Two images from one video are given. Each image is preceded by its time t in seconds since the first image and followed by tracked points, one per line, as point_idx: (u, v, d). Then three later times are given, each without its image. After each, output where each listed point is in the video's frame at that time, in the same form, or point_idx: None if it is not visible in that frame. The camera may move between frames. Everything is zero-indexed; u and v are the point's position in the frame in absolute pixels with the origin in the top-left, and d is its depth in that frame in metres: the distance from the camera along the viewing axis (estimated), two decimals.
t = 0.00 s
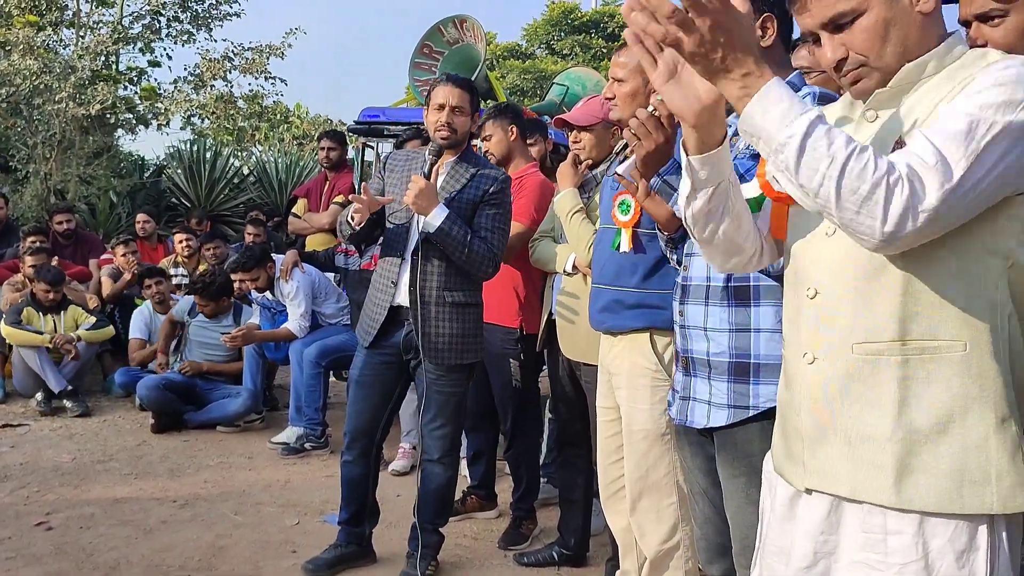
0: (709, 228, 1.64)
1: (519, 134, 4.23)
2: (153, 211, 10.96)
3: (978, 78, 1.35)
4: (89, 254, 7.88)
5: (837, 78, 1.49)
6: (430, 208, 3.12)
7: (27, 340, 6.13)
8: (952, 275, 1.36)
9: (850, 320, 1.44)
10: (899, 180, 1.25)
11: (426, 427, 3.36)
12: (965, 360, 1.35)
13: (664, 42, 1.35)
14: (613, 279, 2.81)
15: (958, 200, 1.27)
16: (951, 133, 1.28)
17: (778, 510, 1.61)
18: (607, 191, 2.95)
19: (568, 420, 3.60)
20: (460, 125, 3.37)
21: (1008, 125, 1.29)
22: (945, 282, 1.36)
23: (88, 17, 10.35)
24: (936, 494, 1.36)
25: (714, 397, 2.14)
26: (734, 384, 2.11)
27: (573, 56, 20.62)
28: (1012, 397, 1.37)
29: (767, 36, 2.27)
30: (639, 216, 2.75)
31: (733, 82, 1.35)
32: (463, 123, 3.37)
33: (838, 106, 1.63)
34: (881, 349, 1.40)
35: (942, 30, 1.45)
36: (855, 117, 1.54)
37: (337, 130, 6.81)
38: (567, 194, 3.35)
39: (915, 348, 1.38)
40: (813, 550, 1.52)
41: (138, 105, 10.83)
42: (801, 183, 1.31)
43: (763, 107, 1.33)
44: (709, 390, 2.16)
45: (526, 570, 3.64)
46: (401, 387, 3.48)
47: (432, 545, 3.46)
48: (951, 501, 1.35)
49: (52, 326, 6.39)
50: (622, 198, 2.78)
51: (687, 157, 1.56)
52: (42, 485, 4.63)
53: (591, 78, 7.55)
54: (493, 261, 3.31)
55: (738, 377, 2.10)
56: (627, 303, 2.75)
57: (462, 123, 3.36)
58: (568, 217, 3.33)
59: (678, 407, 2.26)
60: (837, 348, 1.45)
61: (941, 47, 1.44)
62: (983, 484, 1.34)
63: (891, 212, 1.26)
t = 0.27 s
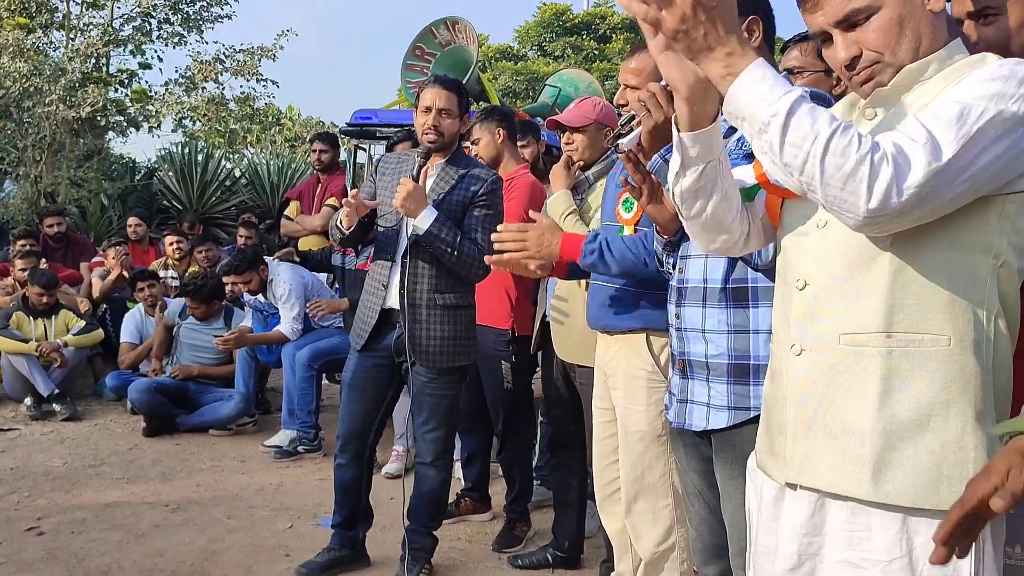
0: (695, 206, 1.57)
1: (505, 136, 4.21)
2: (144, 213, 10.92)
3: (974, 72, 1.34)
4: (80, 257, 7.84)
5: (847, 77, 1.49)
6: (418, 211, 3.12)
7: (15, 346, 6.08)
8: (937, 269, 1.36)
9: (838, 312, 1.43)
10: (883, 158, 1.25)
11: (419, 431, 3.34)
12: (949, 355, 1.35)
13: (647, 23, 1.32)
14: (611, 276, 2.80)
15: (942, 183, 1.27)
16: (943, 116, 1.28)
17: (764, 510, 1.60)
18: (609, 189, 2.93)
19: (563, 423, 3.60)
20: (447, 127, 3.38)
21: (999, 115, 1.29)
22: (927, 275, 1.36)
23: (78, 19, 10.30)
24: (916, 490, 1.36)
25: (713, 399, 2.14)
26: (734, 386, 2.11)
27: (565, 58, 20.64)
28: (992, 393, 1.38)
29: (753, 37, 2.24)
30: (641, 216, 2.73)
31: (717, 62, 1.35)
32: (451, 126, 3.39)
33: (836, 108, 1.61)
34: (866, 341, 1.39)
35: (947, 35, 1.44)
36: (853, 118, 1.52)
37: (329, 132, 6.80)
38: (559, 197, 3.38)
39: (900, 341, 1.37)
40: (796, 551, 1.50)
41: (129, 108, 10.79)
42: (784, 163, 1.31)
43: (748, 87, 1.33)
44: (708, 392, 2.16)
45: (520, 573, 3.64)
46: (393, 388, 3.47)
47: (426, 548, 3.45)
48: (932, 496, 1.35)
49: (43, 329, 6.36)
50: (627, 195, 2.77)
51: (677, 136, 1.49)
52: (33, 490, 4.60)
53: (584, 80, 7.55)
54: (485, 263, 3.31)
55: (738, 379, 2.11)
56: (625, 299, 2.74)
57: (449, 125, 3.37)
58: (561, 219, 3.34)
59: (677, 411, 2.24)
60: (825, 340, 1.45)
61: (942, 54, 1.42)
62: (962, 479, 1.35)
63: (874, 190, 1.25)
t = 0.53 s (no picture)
0: (700, 218, 1.57)
1: (500, 138, 4.20)
2: (139, 215, 10.89)
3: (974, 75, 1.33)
4: (74, 259, 7.81)
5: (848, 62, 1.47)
6: (409, 212, 3.12)
7: (9, 348, 6.06)
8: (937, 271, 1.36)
9: (837, 314, 1.43)
10: (882, 165, 1.25)
11: (414, 432, 3.34)
12: (949, 357, 1.35)
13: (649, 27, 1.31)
14: (608, 270, 2.77)
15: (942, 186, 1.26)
16: (942, 122, 1.28)
17: (761, 512, 1.59)
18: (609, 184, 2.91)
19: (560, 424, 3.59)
20: (437, 128, 3.38)
21: (998, 120, 1.28)
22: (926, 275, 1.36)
23: (73, 20, 10.26)
24: (915, 489, 1.35)
25: (714, 400, 2.13)
26: (735, 386, 2.10)
27: (560, 59, 20.65)
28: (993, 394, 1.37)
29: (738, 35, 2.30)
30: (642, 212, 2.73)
31: (717, 69, 1.33)
32: (441, 127, 3.38)
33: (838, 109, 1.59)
34: (865, 342, 1.39)
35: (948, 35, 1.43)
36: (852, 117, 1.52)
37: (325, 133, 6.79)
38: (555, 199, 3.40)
39: (899, 342, 1.37)
40: (796, 554, 1.49)
41: (124, 109, 10.76)
42: (784, 171, 1.30)
43: (748, 96, 1.31)
44: (709, 393, 2.15)
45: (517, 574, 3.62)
46: (390, 389, 3.46)
47: (422, 550, 3.44)
48: (931, 496, 1.35)
49: (37, 332, 6.33)
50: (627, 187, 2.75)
51: (680, 148, 1.50)
52: (28, 493, 4.58)
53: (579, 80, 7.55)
54: (477, 263, 3.29)
55: (740, 380, 2.09)
56: (618, 296, 2.73)
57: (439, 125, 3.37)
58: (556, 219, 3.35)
59: (677, 412, 2.23)
60: (824, 342, 1.44)
61: (941, 55, 1.42)
62: (962, 480, 1.34)
63: (874, 196, 1.25)
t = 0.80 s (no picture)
0: (710, 232, 1.57)
1: (500, 137, 4.19)
2: (138, 214, 10.88)
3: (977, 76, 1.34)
4: (73, 258, 7.80)
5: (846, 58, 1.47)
6: (405, 213, 3.14)
7: (8, 348, 6.06)
8: (943, 273, 1.36)
9: (842, 316, 1.43)
10: (887, 176, 1.25)
11: (414, 432, 3.34)
12: (954, 359, 1.35)
13: (656, 39, 1.31)
14: (610, 272, 2.78)
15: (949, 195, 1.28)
16: (945, 129, 1.28)
17: (767, 511, 1.59)
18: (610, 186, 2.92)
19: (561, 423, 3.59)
20: (433, 125, 3.37)
21: (1000, 125, 1.29)
22: (930, 276, 1.36)
23: (71, 19, 10.24)
24: (920, 490, 1.35)
25: (720, 400, 2.13)
26: (740, 386, 2.10)
27: (558, 58, 20.67)
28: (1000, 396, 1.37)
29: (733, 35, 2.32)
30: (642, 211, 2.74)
31: (721, 81, 1.34)
32: (437, 124, 3.37)
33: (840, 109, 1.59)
34: (870, 344, 1.39)
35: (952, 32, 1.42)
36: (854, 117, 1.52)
37: (324, 133, 6.78)
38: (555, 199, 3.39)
39: (904, 345, 1.37)
40: (799, 554, 1.49)
41: (122, 108, 10.74)
42: (791, 183, 1.30)
43: (752, 109, 1.31)
44: (713, 393, 2.15)
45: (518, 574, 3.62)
46: (391, 389, 3.46)
47: (423, 549, 3.43)
48: (936, 498, 1.35)
49: (36, 331, 6.32)
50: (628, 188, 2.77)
51: (690, 165, 1.49)
52: (28, 493, 4.57)
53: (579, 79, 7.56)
54: (474, 262, 3.28)
55: (745, 379, 2.10)
56: (622, 298, 2.74)
57: (435, 122, 3.36)
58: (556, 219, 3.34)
59: (684, 413, 2.24)
60: (829, 344, 1.44)
61: (944, 52, 1.42)
62: (968, 481, 1.34)
63: (880, 209, 1.25)
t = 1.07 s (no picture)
0: (714, 232, 1.59)
1: (504, 132, 4.19)
2: (139, 211, 10.88)
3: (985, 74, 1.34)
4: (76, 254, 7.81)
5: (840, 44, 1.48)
6: (405, 208, 3.17)
7: (11, 343, 6.07)
8: (948, 269, 1.36)
9: (848, 311, 1.43)
10: (904, 181, 1.25)
11: (416, 428, 3.34)
12: (958, 356, 1.35)
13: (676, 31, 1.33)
14: (614, 269, 2.78)
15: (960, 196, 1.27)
16: (957, 129, 1.28)
17: (773, 504, 1.59)
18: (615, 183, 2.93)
19: (564, 419, 3.59)
20: (436, 123, 3.38)
21: (1008, 124, 1.30)
22: (931, 272, 1.36)
23: (73, 15, 10.23)
24: (922, 485, 1.36)
25: (723, 395, 2.13)
26: (744, 381, 2.10)
27: (559, 54, 20.67)
28: (1003, 393, 1.37)
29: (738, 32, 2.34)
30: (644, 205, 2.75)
31: (735, 78, 1.38)
32: (439, 122, 3.38)
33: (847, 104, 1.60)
34: (876, 341, 1.39)
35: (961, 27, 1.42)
36: (860, 113, 1.52)
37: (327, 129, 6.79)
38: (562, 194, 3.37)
39: (908, 342, 1.37)
40: (802, 548, 1.49)
41: (124, 104, 10.74)
42: (806, 185, 1.30)
43: (771, 108, 1.33)
44: (717, 389, 2.15)
45: (521, 570, 3.63)
46: (393, 384, 3.46)
47: (426, 545, 3.44)
48: (939, 494, 1.35)
49: (38, 327, 6.33)
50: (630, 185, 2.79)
51: (682, 166, 1.52)
52: (31, 488, 4.58)
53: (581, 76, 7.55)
54: (476, 258, 3.28)
55: (748, 374, 2.10)
56: (627, 294, 2.74)
57: (436, 122, 3.37)
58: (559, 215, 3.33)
59: (687, 408, 2.24)
60: (834, 340, 1.44)
61: (951, 46, 1.41)
62: (970, 477, 1.34)
63: (895, 214, 1.25)
